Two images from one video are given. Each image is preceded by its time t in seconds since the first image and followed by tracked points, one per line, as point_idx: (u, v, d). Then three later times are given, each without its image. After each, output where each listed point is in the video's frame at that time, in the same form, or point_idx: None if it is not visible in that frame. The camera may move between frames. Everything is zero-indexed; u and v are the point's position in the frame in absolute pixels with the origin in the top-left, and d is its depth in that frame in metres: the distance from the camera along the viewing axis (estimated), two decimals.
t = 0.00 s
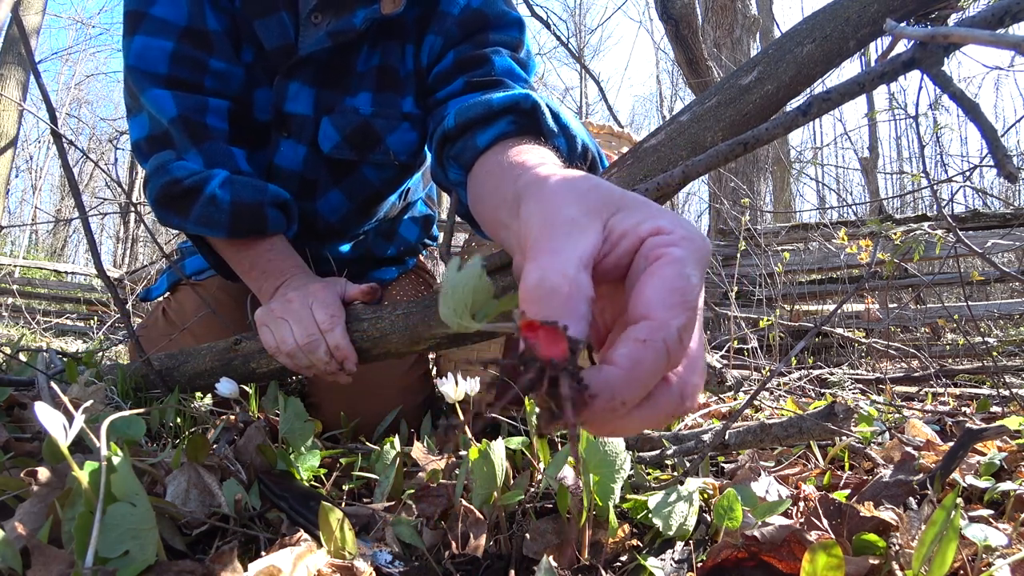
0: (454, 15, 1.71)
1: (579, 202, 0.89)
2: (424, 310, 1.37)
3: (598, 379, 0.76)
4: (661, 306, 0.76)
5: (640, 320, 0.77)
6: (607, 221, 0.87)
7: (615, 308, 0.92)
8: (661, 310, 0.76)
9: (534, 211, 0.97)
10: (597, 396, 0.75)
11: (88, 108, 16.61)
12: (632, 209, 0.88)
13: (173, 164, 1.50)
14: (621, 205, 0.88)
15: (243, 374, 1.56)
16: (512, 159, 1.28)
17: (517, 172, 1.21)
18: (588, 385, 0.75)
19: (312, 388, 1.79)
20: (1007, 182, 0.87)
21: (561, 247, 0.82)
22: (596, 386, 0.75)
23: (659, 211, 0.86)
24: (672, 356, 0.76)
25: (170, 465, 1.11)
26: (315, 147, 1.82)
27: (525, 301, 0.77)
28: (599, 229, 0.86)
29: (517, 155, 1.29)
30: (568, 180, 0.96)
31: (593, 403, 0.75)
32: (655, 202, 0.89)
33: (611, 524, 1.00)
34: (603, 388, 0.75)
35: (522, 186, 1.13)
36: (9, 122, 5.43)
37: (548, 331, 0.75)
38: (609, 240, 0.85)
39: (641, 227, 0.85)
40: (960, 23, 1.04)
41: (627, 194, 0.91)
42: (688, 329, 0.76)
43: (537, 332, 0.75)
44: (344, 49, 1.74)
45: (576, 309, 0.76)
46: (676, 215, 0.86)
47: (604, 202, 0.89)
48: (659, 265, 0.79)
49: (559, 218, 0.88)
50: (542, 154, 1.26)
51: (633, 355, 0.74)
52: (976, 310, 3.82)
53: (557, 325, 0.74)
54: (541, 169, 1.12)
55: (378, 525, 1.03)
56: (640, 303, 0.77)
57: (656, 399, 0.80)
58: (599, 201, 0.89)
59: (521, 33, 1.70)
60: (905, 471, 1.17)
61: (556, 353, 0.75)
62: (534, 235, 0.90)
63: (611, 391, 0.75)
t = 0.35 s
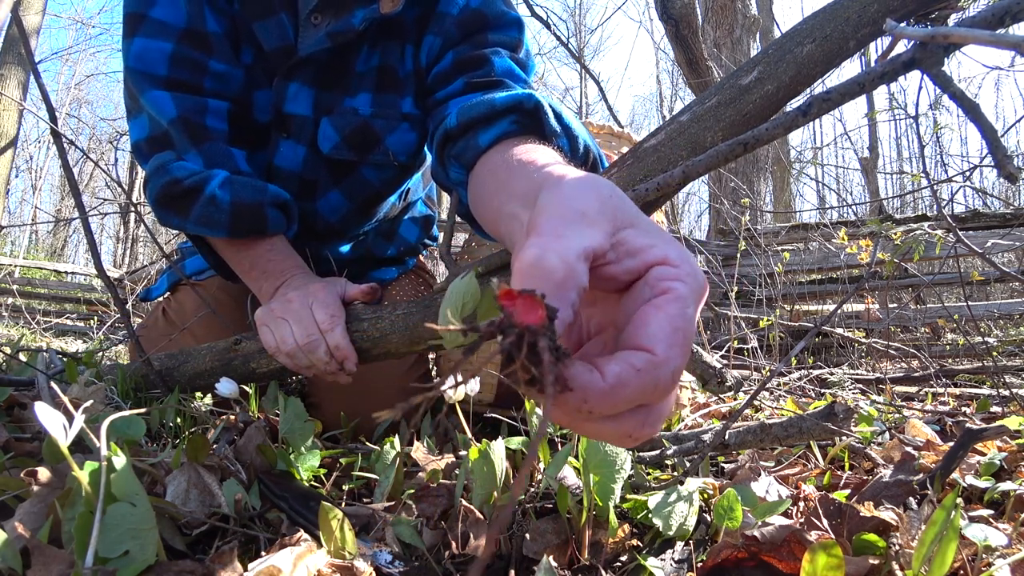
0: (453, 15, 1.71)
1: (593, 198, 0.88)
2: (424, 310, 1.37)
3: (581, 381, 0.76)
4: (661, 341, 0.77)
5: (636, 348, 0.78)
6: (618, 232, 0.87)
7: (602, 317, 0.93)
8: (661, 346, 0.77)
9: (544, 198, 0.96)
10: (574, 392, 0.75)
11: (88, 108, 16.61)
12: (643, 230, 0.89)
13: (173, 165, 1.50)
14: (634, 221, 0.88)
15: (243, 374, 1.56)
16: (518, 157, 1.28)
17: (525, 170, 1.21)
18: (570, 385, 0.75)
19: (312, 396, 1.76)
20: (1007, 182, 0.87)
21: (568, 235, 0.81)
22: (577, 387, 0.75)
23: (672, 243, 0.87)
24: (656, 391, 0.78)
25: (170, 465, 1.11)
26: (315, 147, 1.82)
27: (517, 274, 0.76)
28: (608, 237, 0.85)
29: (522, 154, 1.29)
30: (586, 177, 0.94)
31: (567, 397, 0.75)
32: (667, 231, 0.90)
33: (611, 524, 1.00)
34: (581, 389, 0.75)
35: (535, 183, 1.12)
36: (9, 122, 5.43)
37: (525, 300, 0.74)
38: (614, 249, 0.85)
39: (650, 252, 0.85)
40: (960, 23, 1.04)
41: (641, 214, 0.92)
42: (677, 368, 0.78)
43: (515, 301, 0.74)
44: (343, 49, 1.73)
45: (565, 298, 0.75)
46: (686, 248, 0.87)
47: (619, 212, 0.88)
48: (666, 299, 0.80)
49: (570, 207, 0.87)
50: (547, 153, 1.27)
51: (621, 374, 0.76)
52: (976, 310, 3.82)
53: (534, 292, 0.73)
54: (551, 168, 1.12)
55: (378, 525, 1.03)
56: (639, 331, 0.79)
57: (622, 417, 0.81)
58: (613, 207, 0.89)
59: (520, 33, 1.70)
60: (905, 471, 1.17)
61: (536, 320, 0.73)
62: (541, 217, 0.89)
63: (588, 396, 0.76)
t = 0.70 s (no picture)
0: (452, 15, 1.71)
1: (594, 201, 0.88)
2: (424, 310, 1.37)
3: (592, 385, 0.75)
4: (670, 347, 0.77)
5: (645, 354, 0.78)
6: (620, 236, 0.86)
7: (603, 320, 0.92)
8: (670, 352, 0.77)
9: (545, 200, 0.96)
10: (586, 396, 0.75)
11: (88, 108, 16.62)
12: (644, 232, 0.88)
13: (173, 165, 1.50)
14: (635, 224, 0.88)
15: (243, 374, 1.56)
16: (518, 158, 1.28)
17: (525, 171, 1.21)
18: (582, 389, 0.74)
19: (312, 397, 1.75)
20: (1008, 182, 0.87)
21: (565, 240, 0.81)
22: (589, 390, 0.75)
23: (674, 246, 0.87)
24: (667, 398, 0.78)
25: (170, 465, 1.12)
26: (314, 148, 1.82)
27: (513, 279, 0.76)
28: (611, 241, 0.85)
29: (522, 154, 1.29)
30: (587, 178, 0.94)
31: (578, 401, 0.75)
32: (669, 235, 0.90)
33: (611, 525, 1.00)
34: (593, 393, 0.75)
35: (535, 183, 1.12)
36: (9, 122, 5.43)
37: (474, 336, 0.68)
38: (614, 252, 0.85)
39: (651, 256, 0.85)
40: (960, 23, 1.04)
41: (643, 217, 0.92)
42: (687, 374, 0.78)
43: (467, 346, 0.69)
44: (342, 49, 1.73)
45: (559, 301, 0.75)
46: (687, 253, 0.87)
47: (620, 215, 0.88)
48: (671, 305, 0.81)
49: (570, 210, 0.87)
50: (546, 154, 1.27)
51: (632, 380, 0.76)
52: (976, 310, 3.82)
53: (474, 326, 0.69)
54: (551, 169, 1.12)
55: (378, 525, 1.03)
56: (647, 337, 0.78)
57: (627, 421, 0.81)
58: (614, 209, 0.88)
59: (519, 33, 1.71)
60: (905, 471, 1.17)
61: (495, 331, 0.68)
62: (540, 220, 0.89)
63: (599, 400, 0.75)
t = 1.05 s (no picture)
0: (454, 15, 1.71)
1: (585, 210, 0.89)
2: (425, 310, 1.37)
3: (592, 389, 0.74)
4: (668, 342, 0.76)
5: (644, 351, 0.77)
6: (612, 239, 0.87)
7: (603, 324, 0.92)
8: (669, 347, 0.76)
9: (537, 213, 0.97)
10: (586, 401, 0.74)
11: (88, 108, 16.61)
12: (636, 232, 0.89)
13: (174, 165, 1.50)
14: (625, 225, 0.89)
15: (243, 374, 1.56)
16: (516, 159, 1.28)
17: (524, 172, 1.20)
18: (582, 394, 0.74)
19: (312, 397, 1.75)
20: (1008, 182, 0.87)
21: (553, 257, 0.83)
22: (589, 394, 0.74)
23: (667, 242, 0.86)
24: (670, 393, 0.77)
25: (171, 465, 1.12)
26: (315, 148, 1.81)
27: (504, 302, 0.78)
28: (602, 245, 0.86)
29: (520, 155, 1.29)
30: (579, 186, 0.95)
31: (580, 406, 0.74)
32: (662, 231, 0.90)
33: (611, 524, 1.00)
34: (594, 396, 0.74)
35: (532, 185, 1.12)
36: (9, 122, 5.43)
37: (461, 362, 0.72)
38: (606, 257, 0.85)
39: (644, 255, 0.85)
40: (960, 23, 1.04)
41: (636, 215, 0.91)
42: (688, 368, 0.77)
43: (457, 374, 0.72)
44: (343, 49, 1.73)
45: (551, 317, 0.76)
46: (680, 247, 0.87)
47: (610, 219, 0.89)
48: (666, 300, 0.80)
49: (561, 225, 0.89)
50: (543, 153, 1.27)
51: (632, 380, 0.74)
52: (976, 310, 3.82)
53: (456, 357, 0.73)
54: (548, 170, 1.12)
55: (378, 526, 1.03)
56: (645, 335, 0.78)
57: (633, 423, 0.80)
58: (604, 216, 0.89)
59: (520, 32, 1.70)
60: (905, 471, 1.17)
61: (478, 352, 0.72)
62: (533, 237, 0.91)
63: (601, 404, 0.74)
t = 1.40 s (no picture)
0: (454, 13, 1.71)
1: (588, 215, 0.89)
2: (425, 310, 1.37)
3: (605, 399, 0.73)
4: (679, 354, 0.77)
5: (654, 363, 0.77)
6: (615, 246, 0.87)
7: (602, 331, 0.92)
8: (680, 359, 0.76)
9: (540, 216, 0.96)
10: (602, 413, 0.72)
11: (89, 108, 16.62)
12: (638, 239, 0.89)
13: (174, 164, 1.50)
14: (627, 232, 0.89)
15: (243, 374, 1.57)
16: (515, 160, 1.28)
17: (522, 174, 1.21)
18: (596, 404, 0.72)
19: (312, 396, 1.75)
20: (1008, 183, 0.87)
21: (561, 256, 0.81)
22: (604, 405, 0.72)
23: (669, 251, 0.87)
24: (680, 405, 0.77)
25: (170, 465, 1.12)
26: (316, 147, 1.81)
27: (515, 304, 0.76)
28: (606, 252, 0.86)
29: (519, 157, 1.28)
30: (582, 191, 0.95)
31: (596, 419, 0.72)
32: (663, 239, 0.91)
33: (611, 524, 1.00)
34: (608, 408, 0.73)
35: (531, 188, 1.12)
36: (10, 122, 5.43)
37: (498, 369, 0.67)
38: (610, 263, 0.85)
39: (648, 263, 0.86)
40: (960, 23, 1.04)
41: (636, 222, 0.92)
42: (697, 380, 0.77)
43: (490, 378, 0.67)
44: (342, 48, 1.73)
45: (563, 320, 0.74)
46: (682, 256, 0.88)
47: (613, 225, 0.89)
48: (674, 310, 0.80)
49: (565, 228, 0.88)
50: (545, 155, 1.28)
51: (644, 393, 0.74)
52: (976, 310, 3.82)
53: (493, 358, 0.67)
54: (548, 173, 1.11)
55: (378, 525, 1.03)
56: (655, 347, 0.78)
57: (637, 434, 0.79)
58: (606, 221, 0.89)
59: (521, 30, 1.70)
60: (905, 471, 1.17)
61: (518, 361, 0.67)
62: (536, 239, 0.89)
63: (614, 416, 0.73)
